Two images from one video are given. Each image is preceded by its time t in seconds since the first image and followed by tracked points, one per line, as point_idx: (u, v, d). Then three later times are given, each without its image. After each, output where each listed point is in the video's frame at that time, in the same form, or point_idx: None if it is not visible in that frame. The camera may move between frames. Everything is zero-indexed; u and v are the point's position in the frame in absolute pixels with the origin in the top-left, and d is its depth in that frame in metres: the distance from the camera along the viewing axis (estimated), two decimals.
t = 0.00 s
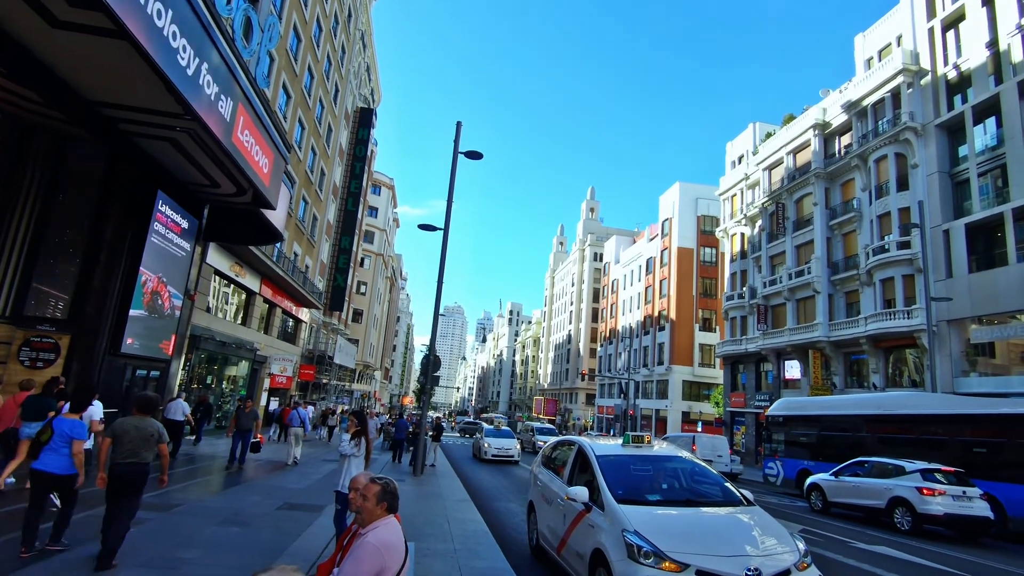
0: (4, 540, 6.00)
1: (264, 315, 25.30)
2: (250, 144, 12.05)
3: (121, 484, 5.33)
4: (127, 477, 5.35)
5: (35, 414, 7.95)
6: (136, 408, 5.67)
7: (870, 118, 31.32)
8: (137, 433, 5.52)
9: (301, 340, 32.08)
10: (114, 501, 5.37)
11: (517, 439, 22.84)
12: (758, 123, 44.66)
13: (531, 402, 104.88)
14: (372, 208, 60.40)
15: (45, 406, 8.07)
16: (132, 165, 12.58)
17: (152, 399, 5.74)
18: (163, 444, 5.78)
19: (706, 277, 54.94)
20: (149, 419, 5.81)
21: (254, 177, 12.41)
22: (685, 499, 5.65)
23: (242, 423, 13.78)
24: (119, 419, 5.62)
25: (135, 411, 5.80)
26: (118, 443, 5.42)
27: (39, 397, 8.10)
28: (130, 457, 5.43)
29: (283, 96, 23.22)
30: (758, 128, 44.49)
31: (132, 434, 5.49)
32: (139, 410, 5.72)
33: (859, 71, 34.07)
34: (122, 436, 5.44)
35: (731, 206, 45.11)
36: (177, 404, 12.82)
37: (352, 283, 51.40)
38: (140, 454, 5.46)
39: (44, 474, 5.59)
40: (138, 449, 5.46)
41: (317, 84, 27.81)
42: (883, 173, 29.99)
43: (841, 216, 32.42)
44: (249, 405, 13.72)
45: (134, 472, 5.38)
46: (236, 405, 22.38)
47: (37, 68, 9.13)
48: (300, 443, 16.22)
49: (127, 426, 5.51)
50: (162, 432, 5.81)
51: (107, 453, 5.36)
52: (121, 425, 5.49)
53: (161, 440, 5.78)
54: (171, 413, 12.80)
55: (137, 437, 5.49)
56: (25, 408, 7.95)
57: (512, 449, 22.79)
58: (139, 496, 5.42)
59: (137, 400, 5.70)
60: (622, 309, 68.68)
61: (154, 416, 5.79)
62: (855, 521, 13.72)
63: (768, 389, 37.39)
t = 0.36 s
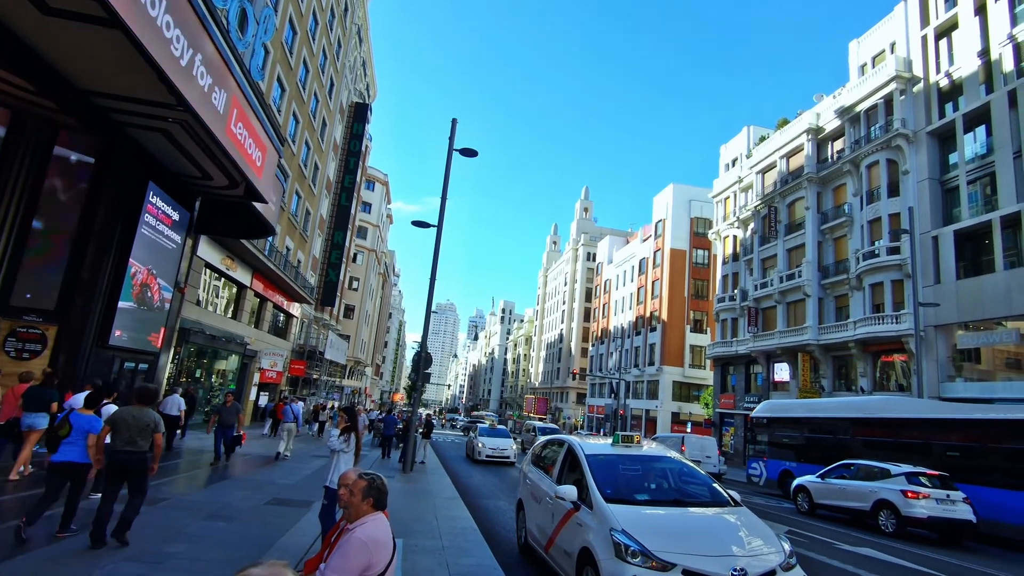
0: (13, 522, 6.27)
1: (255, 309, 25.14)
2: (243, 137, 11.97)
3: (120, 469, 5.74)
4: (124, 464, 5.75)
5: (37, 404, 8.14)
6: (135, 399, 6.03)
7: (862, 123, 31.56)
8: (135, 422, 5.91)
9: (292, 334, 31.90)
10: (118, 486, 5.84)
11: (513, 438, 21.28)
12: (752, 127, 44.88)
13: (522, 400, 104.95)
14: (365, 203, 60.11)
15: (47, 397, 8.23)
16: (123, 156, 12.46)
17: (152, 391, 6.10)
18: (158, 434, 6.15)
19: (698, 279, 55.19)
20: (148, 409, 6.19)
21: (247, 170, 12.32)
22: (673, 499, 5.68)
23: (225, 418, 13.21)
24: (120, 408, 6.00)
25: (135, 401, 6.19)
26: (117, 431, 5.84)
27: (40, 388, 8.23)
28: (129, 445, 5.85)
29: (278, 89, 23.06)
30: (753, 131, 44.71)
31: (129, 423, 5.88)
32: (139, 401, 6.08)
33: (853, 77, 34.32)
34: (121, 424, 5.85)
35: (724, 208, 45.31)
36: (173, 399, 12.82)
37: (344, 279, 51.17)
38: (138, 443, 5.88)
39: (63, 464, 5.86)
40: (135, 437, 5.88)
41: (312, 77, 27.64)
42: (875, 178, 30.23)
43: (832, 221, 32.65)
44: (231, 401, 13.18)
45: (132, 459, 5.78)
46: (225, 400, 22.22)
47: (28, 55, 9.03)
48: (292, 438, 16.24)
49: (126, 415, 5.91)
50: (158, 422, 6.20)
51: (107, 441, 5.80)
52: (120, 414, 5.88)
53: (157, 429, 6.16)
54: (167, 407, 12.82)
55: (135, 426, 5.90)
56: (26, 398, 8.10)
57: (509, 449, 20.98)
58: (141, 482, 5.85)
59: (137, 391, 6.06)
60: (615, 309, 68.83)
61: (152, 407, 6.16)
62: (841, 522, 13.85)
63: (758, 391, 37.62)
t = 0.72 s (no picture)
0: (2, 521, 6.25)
1: (241, 307, 24.89)
2: (230, 133, 11.84)
3: (121, 469, 5.86)
4: (125, 464, 5.87)
5: (31, 402, 8.34)
6: (139, 401, 6.13)
7: (848, 126, 31.93)
8: (137, 423, 6.01)
9: (279, 333, 31.63)
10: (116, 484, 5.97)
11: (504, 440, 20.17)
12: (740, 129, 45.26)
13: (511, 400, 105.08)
14: (354, 202, 59.79)
15: (40, 396, 8.43)
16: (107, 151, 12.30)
17: (155, 393, 6.19)
18: (159, 436, 6.24)
19: (686, 279, 55.61)
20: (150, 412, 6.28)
21: (233, 167, 12.19)
22: (659, 497, 5.71)
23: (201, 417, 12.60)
24: (122, 410, 6.09)
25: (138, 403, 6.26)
26: (119, 432, 5.93)
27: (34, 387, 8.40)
28: (131, 445, 5.95)
29: (265, 85, 22.85)
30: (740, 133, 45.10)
31: (131, 425, 5.98)
32: (142, 403, 6.16)
33: (839, 80, 34.71)
34: (123, 425, 5.94)
35: (712, 209, 45.63)
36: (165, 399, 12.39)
37: (333, 277, 50.87)
38: (140, 444, 5.98)
39: (66, 463, 5.91)
40: (138, 438, 5.98)
41: (301, 74, 27.43)
42: (859, 181, 30.61)
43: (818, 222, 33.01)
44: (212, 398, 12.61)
45: (133, 459, 5.90)
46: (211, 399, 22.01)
47: (9, 49, 8.88)
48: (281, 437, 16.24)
49: (129, 416, 6.00)
50: (159, 425, 6.29)
51: (109, 441, 5.89)
52: (123, 416, 5.97)
53: (158, 432, 6.25)
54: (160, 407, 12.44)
55: (137, 427, 6.00)
56: (21, 397, 8.32)
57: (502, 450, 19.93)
58: (140, 481, 5.99)
59: (141, 393, 6.15)
60: (604, 309, 69.07)
61: (154, 410, 6.27)
62: (824, 520, 14.00)
63: (744, 390, 37.95)
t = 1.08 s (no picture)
0: None
1: (219, 305, 24.50)
2: (208, 129, 11.60)
3: (107, 465, 6.02)
4: (112, 460, 6.04)
5: (11, 405, 8.21)
6: (127, 400, 6.32)
7: (826, 130, 32.48)
8: (124, 421, 6.21)
9: (258, 332, 31.20)
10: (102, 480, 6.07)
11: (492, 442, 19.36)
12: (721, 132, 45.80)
13: (493, 399, 105.11)
14: (335, 199, 59.23)
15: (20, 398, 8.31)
16: (80, 145, 12.00)
17: (142, 392, 6.39)
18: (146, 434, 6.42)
19: (667, 280, 56.18)
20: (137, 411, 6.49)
21: (211, 163, 11.96)
22: (637, 496, 5.76)
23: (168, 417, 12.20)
24: (111, 409, 6.30)
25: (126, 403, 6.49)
26: (107, 430, 6.10)
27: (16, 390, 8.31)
28: (117, 442, 6.13)
29: (245, 80, 22.51)
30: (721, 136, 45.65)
31: (119, 423, 6.18)
32: (129, 401, 6.35)
33: (817, 85, 35.30)
34: (111, 423, 6.13)
35: (693, 211, 46.11)
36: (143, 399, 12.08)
37: (313, 276, 50.33)
38: (126, 441, 6.16)
39: (54, 461, 6.06)
40: (124, 436, 6.17)
41: (282, 70, 27.10)
42: (836, 185, 31.18)
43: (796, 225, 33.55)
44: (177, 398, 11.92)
45: (120, 455, 6.08)
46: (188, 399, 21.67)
47: None
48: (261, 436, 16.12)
49: (116, 415, 6.20)
50: (146, 423, 6.48)
51: (96, 439, 6.05)
52: (110, 413, 6.17)
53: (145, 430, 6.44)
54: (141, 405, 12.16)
55: (124, 425, 6.18)
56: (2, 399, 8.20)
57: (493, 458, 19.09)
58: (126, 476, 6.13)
59: (129, 392, 6.35)
60: (586, 309, 69.41)
61: (141, 409, 6.46)
62: (799, 517, 14.24)
63: (723, 390, 38.43)
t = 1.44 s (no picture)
0: None
1: (189, 303, 23.95)
2: (179, 122, 11.28)
3: (81, 466, 6.15)
4: (86, 461, 6.17)
5: None
6: (99, 400, 6.35)
7: (797, 138, 33.20)
8: (97, 421, 6.25)
9: (229, 331, 30.55)
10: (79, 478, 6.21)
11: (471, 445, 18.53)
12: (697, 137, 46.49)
13: (469, 400, 104.88)
14: (311, 197, 58.42)
15: None
16: (44, 136, 11.60)
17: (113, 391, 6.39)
18: (120, 432, 6.46)
19: (643, 283, 56.88)
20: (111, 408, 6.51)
21: (182, 158, 11.65)
22: (610, 496, 5.80)
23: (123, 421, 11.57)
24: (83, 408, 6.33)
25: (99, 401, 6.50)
26: (80, 429, 6.20)
27: None
28: (92, 442, 6.24)
29: (219, 74, 22.06)
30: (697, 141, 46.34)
31: (93, 422, 6.24)
32: (102, 401, 6.38)
33: (790, 94, 36.06)
34: (82, 424, 6.20)
35: (669, 215, 46.67)
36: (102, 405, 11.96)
37: (287, 274, 49.53)
38: (100, 440, 6.27)
39: (31, 461, 6.07)
40: (97, 436, 6.26)
41: (257, 64, 26.64)
42: (807, 192, 31.89)
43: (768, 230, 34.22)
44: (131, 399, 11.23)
45: (94, 455, 6.20)
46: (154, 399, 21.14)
47: None
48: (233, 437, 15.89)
49: (88, 415, 6.23)
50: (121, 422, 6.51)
51: (71, 438, 6.15)
52: (82, 415, 6.21)
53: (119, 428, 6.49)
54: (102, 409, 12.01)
55: (96, 425, 6.25)
56: None
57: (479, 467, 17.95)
58: (106, 474, 6.31)
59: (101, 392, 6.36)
60: (563, 311, 69.73)
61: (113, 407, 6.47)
62: (768, 517, 14.50)
63: (697, 392, 38.97)
